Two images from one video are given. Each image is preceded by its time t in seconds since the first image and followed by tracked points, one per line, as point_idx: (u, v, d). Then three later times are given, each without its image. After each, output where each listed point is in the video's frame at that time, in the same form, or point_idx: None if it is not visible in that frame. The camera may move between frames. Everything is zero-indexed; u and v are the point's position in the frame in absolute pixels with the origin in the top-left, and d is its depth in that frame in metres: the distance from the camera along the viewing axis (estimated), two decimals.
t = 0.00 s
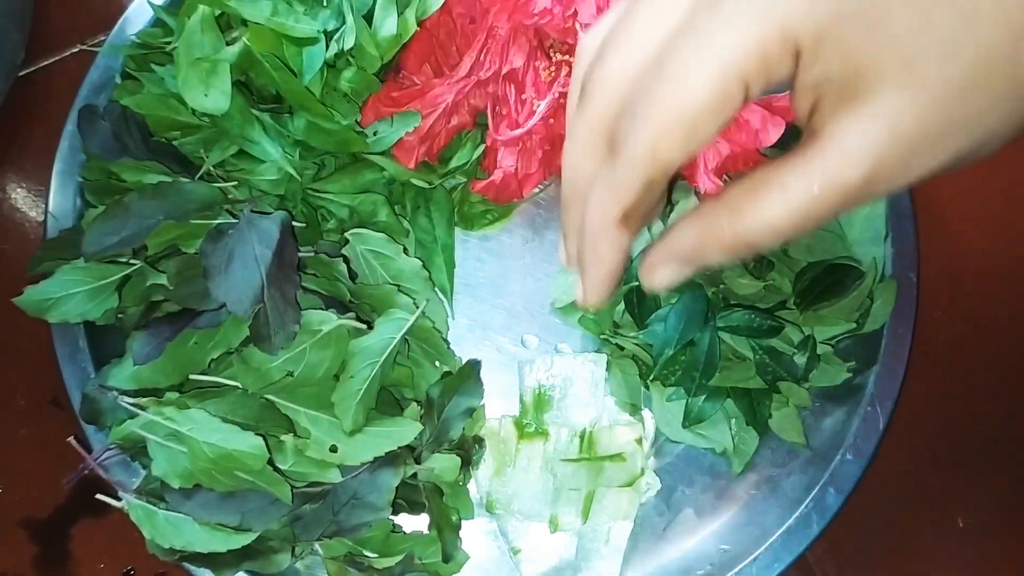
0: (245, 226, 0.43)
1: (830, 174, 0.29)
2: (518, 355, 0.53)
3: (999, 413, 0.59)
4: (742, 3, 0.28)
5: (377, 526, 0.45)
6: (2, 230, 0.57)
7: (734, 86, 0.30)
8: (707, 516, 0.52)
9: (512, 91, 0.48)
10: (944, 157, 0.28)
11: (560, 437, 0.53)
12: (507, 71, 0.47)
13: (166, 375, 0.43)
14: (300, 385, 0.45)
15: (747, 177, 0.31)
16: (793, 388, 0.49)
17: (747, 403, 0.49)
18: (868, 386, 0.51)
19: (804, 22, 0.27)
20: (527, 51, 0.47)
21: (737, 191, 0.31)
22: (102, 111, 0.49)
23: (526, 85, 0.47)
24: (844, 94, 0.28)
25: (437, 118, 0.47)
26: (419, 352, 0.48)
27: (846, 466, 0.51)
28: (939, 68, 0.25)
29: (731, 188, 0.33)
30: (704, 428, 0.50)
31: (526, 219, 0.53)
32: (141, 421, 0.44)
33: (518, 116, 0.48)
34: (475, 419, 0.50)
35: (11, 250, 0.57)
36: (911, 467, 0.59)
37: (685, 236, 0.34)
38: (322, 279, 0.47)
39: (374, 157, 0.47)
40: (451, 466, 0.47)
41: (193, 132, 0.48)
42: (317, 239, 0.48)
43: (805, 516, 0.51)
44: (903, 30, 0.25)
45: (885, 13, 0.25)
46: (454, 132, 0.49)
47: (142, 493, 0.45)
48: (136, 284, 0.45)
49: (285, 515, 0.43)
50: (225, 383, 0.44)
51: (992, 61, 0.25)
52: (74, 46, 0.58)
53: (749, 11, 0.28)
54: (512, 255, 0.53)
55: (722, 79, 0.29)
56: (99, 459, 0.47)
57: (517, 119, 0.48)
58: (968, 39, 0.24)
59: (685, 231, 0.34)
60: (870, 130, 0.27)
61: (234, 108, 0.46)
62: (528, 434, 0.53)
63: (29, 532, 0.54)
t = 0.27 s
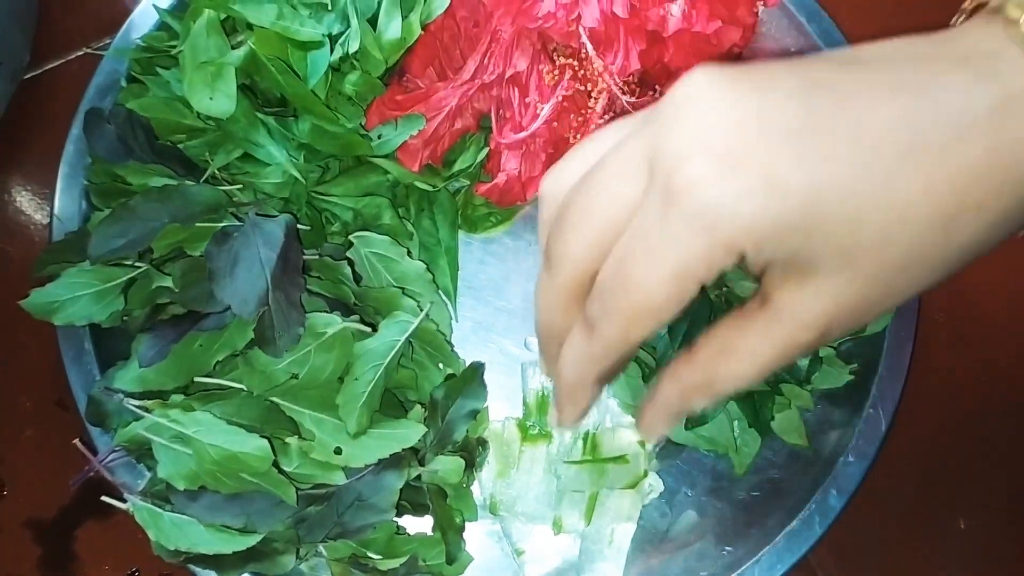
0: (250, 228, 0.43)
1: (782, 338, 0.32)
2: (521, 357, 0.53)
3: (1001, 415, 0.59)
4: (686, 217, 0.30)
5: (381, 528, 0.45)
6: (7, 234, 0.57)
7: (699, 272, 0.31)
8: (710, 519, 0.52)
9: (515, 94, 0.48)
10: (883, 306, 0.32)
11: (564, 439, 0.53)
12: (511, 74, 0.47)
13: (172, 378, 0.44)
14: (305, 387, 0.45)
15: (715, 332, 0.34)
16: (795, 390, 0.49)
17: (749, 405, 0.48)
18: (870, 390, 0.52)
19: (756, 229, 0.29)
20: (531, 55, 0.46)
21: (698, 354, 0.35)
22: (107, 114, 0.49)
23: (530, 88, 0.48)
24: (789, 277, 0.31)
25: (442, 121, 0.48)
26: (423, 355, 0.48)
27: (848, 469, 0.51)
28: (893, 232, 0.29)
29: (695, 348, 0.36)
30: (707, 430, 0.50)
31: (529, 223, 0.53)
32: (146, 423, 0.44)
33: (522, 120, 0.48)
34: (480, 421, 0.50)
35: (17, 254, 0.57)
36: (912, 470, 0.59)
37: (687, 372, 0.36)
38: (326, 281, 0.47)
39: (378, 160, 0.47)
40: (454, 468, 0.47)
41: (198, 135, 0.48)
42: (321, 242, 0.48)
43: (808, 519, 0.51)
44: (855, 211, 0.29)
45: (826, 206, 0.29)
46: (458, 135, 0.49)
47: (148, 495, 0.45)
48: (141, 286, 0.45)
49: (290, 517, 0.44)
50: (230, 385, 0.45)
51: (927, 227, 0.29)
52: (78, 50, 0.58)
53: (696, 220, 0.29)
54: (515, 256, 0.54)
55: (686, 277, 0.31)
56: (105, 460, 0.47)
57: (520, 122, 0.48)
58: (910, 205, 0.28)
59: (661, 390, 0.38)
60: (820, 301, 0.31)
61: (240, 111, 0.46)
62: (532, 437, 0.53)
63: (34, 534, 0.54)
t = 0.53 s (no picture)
0: (250, 230, 0.43)
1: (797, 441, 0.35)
2: (519, 358, 0.53)
3: (998, 416, 0.59)
4: (696, 373, 0.31)
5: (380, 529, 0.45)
6: (5, 235, 0.57)
7: (700, 411, 0.33)
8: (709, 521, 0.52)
9: (514, 95, 0.48)
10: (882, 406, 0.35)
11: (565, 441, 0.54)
12: (510, 75, 0.47)
13: (172, 379, 0.44)
14: (304, 389, 0.45)
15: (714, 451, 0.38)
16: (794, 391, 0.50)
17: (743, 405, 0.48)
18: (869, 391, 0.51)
19: (756, 380, 0.31)
20: (529, 56, 0.47)
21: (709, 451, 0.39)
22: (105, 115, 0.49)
23: (529, 89, 0.48)
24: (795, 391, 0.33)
25: (441, 122, 0.48)
26: (422, 356, 0.48)
27: (846, 470, 0.50)
28: (877, 353, 0.31)
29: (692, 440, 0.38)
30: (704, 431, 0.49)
31: (527, 224, 0.54)
32: (145, 425, 0.44)
33: (521, 121, 0.48)
34: (479, 422, 0.50)
35: (15, 255, 0.57)
36: (909, 470, 0.59)
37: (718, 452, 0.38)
38: (326, 284, 0.47)
39: (377, 161, 0.47)
40: (454, 470, 0.47)
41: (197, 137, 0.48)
42: (319, 242, 0.48)
43: (806, 520, 0.50)
44: (861, 349, 0.31)
45: (845, 325, 0.31)
46: (456, 137, 0.49)
47: (147, 497, 0.45)
48: (140, 288, 0.45)
49: (289, 519, 0.44)
50: (229, 387, 0.45)
51: (913, 353, 0.32)
52: (76, 50, 0.58)
53: (704, 377, 0.31)
54: (514, 258, 0.54)
55: (688, 416, 0.33)
56: (104, 462, 0.47)
57: (519, 124, 0.48)
58: (900, 340, 0.31)
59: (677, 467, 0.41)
60: (808, 424, 0.34)
61: (239, 113, 0.46)
62: (531, 437, 0.52)
63: (33, 535, 0.54)
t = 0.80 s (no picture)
0: (250, 229, 0.43)
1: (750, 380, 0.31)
2: (519, 358, 0.54)
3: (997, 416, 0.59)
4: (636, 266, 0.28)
5: (381, 528, 0.45)
6: (6, 235, 0.57)
7: (634, 341, 0.31)
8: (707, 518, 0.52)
9: (514, 95, 0.48)
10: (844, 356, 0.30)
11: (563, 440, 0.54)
12: (510, 75, 0.47)
13: (173, 378, 0.44)
14: (304, 389, 0.45)
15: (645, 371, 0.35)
16: (795, 391, 0.50)
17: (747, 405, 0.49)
18: (868, 391, 0.52)
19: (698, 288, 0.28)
20: (530, 56, 0.47)
21: (650, 379, 0.33)
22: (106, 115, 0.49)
23: (529, 90, 0.48)
24: (737, 323, 0.29)
25: (441, 122, 0.48)
26: (423, 356, 0.48)
27: (845, 469, 0.51)
28: (842, 268, 0.27)
29: (643, 373, 0.35)
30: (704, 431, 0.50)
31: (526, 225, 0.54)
32: (146, 424, 0.44)
33: (520, 121, 0.48)
34: (478, 421, 0.50)
35: (16, 255, 0.57)
36: (909, 469, 0.59)
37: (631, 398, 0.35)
38: (326, 283, 0.47)
39: (378, 161, 0.47)
40: (453, 470, 0.47)
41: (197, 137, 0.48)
42: (320, 242, 0.48)
43: (804, 519, 0.50)
44: (803, 276, 0.27)
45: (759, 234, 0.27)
46: (456, 138, 0.50)
47: (147, 496, 0.45)
48: (140, 288, 0.45)
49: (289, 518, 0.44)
50: (229, 386, 0.45)
51: (874, 319, 0.28)
52: (77, 51, 0.58)
53: (644, 271, 0.28)
54: (513, 257, 0.54)
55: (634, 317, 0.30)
56: (104, 462, 0.47)
57: (519, 124, 0.48)
58: (851, 263, 0.27)
59: (615, 407, 0.37)
60: (769, 355, 0.30)
61: (240, 113, 0.46)
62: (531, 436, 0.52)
63: (33, 534, 0.54)
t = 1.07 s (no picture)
0: (249, 229, 0.43)
1: (685, 154, 0.39)
2: (518, 358, 0.54)
3: (998, 417, 0.59)
4: (581, 62, 0.39)
5: (380, 529, 0.45)
6: (4, 235, 0.57)
7: (590, 110, 0.40)
8: (708, 517, 0.52)
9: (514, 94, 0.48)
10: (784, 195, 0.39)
11: (563, 441, 0.53)
12: (511, 72, 0.47)
13: (172, 378, 0.44)
14: (304, 389, 0.45)
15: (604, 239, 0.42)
16: (794, 391, 0.49)
17: (748, 407, 0.49)
18: (870, 391, 0.51)
19: (640, 82, 0.39)
20: (529, 54, 0.47)
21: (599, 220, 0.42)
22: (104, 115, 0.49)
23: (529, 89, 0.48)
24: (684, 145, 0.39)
25: (443, 121, 0.48)
26: (422, 356, 0.48)
27: (845, 469, 0.51)
28: (786, 148, 0.37)
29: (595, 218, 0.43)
30: (705, 431, 0.50)
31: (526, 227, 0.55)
32: (145, 425, 0.44)
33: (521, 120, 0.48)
34: (478, 421, 0.50)
35: (13, 255, 0.57)
36: (910, 470, 0.59)
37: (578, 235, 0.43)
38: (325, 283, 0.47)
39: (380, 161, 0.47)
40: (453, 470, 0.47)
41: (196, 136, 0.47)
42: (318, 243, 0.48)
43: (805, 519, 0.51)
44: (744, 115, 0.37)
45: (682, 85, 0.38)
46: (457, 137, 0.49)
47: (145, 496, 0.45)
48: (139, 288, 0.45)
49: (288, 519, 0.43)
50: (229, 387, 0.45)
51: (823, 168, 0.38)
52: (76, 50, 0.58)
53: (586, 65, 0.39)
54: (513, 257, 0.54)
55: (556, 119, 0.40)
56: (103, 463, 0.47)
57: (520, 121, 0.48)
58: (786, 119, 0.37)
59: (566, 254, 0.44)
60: (701, 189, 0.39)
61: (239, 113, 0.46)
62: (532, 437, 0.52)
63: (32, 535, 0.54)
